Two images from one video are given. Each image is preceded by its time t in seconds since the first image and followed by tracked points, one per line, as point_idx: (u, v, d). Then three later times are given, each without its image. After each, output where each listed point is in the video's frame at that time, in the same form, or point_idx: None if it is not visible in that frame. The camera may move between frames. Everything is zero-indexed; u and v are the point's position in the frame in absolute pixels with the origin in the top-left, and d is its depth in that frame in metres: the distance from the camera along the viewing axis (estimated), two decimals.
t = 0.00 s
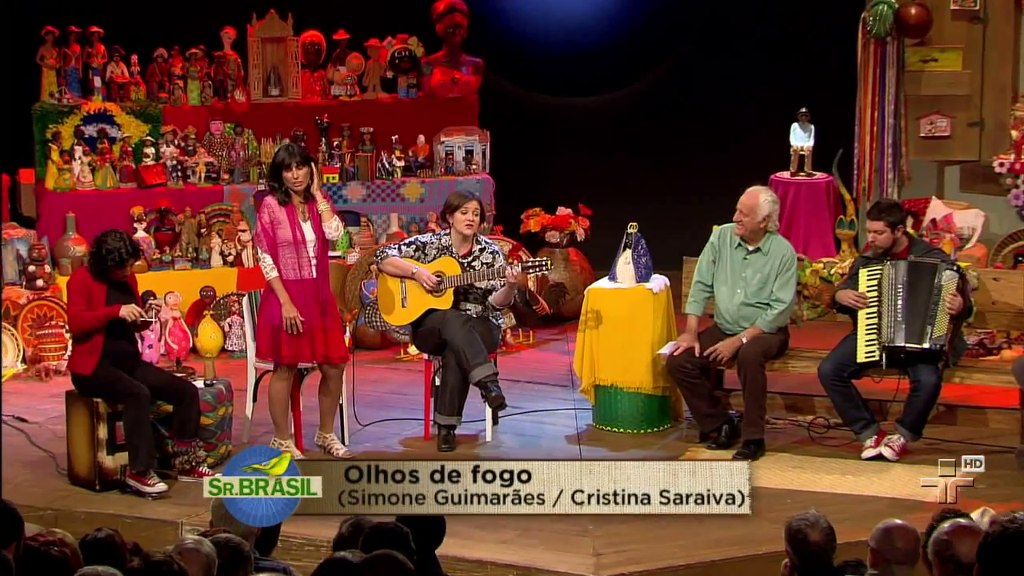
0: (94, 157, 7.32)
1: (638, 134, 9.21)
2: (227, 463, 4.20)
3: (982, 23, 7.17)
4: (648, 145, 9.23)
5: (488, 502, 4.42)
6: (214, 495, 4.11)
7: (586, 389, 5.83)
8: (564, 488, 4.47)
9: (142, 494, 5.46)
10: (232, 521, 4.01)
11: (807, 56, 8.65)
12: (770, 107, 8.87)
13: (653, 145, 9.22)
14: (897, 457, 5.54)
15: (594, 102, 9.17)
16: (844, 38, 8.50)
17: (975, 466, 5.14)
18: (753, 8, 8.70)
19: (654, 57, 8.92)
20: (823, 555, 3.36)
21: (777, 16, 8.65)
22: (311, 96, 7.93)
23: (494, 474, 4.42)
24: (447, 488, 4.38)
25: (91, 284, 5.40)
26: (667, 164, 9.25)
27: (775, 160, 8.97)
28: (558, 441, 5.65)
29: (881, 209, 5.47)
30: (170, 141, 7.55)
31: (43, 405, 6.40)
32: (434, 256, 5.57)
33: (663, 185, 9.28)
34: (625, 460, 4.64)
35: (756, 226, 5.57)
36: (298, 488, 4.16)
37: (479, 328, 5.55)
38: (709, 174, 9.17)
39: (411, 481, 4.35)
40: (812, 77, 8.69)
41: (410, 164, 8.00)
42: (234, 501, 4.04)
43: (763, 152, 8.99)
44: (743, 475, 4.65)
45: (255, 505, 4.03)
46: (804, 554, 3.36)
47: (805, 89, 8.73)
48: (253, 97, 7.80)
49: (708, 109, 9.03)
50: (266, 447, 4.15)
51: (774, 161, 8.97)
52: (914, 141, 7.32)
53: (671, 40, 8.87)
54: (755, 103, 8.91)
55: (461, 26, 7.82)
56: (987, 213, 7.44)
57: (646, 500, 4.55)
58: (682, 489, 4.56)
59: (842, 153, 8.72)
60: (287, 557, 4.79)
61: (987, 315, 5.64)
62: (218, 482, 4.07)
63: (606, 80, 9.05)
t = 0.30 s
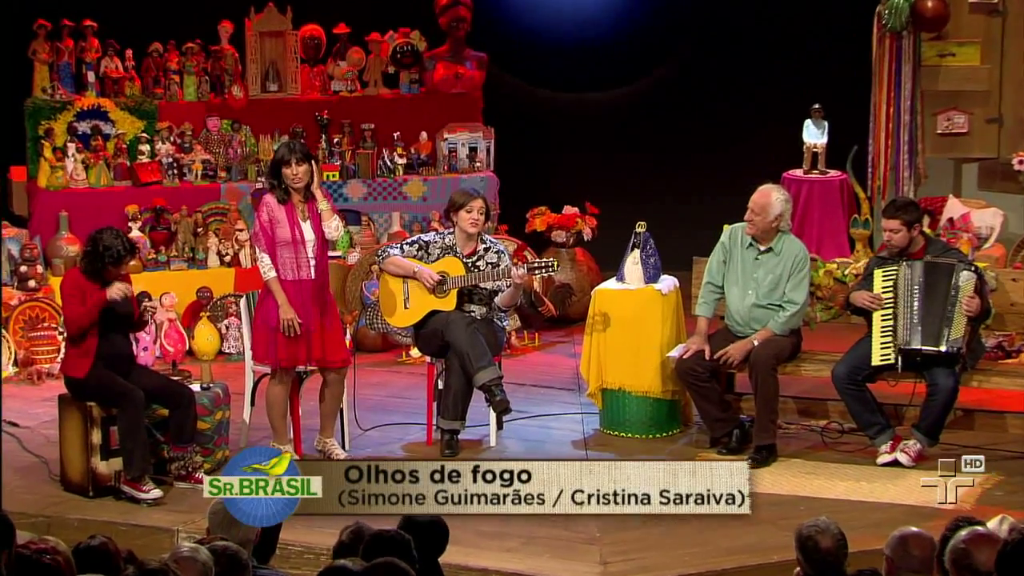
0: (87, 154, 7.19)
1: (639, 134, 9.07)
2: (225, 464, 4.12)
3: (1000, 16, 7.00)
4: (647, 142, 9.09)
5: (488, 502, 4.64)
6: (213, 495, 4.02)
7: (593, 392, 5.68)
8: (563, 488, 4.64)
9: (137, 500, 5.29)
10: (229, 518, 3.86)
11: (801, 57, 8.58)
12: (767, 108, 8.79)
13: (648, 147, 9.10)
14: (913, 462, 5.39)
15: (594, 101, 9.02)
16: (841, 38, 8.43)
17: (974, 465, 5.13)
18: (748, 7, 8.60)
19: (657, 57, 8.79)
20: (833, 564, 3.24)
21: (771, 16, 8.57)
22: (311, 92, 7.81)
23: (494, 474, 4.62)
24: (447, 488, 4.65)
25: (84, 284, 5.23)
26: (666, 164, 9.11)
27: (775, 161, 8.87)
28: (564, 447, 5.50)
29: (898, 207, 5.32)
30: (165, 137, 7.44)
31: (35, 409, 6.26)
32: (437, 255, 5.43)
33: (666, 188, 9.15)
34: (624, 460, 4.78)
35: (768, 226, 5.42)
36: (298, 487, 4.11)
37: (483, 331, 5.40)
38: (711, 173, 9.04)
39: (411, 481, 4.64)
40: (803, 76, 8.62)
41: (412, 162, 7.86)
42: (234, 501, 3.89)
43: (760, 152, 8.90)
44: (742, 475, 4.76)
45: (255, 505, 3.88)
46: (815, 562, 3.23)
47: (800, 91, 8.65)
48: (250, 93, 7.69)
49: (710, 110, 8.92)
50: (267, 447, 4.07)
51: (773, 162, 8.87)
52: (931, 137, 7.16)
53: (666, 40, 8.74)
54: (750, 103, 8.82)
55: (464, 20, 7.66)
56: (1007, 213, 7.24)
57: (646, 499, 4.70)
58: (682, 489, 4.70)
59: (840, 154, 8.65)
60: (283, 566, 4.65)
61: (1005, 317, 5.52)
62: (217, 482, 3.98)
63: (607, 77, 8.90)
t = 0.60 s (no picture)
0: (80, 151, 7.05)
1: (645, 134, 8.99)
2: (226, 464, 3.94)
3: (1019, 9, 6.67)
4: (646, 140, 9.01)
5: (488, 502, 4.52)
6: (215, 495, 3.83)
7: (600, 397, 5.53)
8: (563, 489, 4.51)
9: (132, 507, 5.15)
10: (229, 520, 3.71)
11: (802, 55, 8.43)
12: (771, 106, 8.63)
13: (655, 149, 9.00)
14: (930, 469, 5.22)
15: (595, 100, 9.02)
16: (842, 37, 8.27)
17: (976, 465, 4.99)
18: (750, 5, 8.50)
19: (661, 55, 8.74)
20: (841, 570, 3.14)
21: (773, 14, 8.45)
22: (311, 88, 7.68)
23: (494, 474, 4.51)
24: (447, 488, 4.56)
25: (76, 284, 5.07)
26: (673, 163, 8.98)
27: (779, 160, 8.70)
28: (571, 453, 5.34)
29: (914, 206, 5.16)
30: (161, 135, 7.27)
31: (27, 414, 6.11)
32: (440, 256, 5.27)
33: (674, 183, 9.00)
34: (625, 459, 4.65)
35: (780, 225, 5.26)
36: (298, 487, 3.89)
37: (488, 332, 5.25)
38: (713, 171, 8.89)
39: (411, 481, 4.55)
40: (812, 75, 8.44)
41: (415, 160, 7.71)
42: (234, 501, 3.73)
43: (763, 151, 8.73)
44: (743, 475, 4.66)
45: (255, 505, 3.73)
46: (823, 570, 3.14)
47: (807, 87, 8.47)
48: (248, 89, 7.56)
49: (721, 109, 8.77)
50: (266, 447, 3.89)
51: (776, 161, 8.70)
52: (948, 134, 6.86)
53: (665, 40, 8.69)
54: (753, 102, 8.67)
55: (468, 14, 7.51)
56: None
57: (646, 500, 4.57)
58: (682, 489, 4.58)
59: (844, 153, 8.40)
60: None
61: None
62: (216, 482, 3.80)
63: (607, 72, 8.89)
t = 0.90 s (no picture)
0: (75, 149, 6.91)
1: (646, 136, 9.11)
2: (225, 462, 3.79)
3: None
4: (647, 141, 9.12)
5: (488, 502, 4.43)
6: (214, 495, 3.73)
7: (608, 402, 5.38)
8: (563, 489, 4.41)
9: (127, 516, 5.00)
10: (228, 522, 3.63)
11: (805, 57, 8.53)
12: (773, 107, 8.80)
13: (659, 150, 9.11)
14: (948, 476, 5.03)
15: (597, 100, 9.12)
16: (847, 39, 8.35)
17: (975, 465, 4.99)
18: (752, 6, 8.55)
19: (664, 57, 8.77)
20: None
21: (774, 16, 8.53)
22: (311, 84, 7.56)
23: (494, 474, 4.41)
24: (447, 488, 4.48)
25: (70, 286, 4.92)
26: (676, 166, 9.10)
27: (785, 158, 8.80)
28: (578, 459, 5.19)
29: (931, 206, 5.00)
30: (157, 132, 7.15)
31: (18, 419, 5.97)
32: (444, 257, 5.13)
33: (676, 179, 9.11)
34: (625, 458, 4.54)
35: (794, 226, 5.11)
36: (299, 488, 3.74)
37: (493, 336, 5.10)
38: (718, 172, 9.01)
39: (411, 481, 4.47)
40: (818, 76, 8.52)
41: (417, 159, 7.61)
42: (234, 501, 3.64)
43: (767, 150, 8.83)
44: (743, 475, 4.53)
45: (255, 505, 3.64)
46: None
47: (811, 88, 8.57)
48: (246, 86, 7.44)
49: (722, 110, 8.87)
50: (267, 446, 3.73)
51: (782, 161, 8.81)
52: (966, 131, 6.74)
53: (668, 41, 8.68)
54: (757, 101, 8.76)
55: (473, 7, 7.41)
56: None
57: (646, 499, 4.46)
58: (682, 489, 4.45)
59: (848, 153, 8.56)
60: None
61: None
62: (216, 482, 3.69)
63: (609, 71, 8.91)
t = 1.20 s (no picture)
0: (68, 148, 6.84)
1: (645, 135, 8.98)
2: (228, 463, 4.38)
3: None
4: (649, 142, 8.98)
5: (488, 502, 4.52)
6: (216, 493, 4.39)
7: (617, 407, 5.23)
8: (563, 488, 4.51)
9: (121, 524, 4.86)
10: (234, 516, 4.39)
11: (809, 56, 8.44)
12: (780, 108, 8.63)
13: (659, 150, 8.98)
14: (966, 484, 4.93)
15: (598, 100, 8.98)
16: (852, 37, 8.28)
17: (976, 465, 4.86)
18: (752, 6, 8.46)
19: (665, 58, 8.74)
20: None
21: (775, 16, 8.44)
22: (312, 81, 7.44)
23: (494, 474, 4.51)
24: (447, 488, 4.56)
25: (64, 288, 4.79)
26: (676, 166, 8.98)
27: (791, 159, 8.69)
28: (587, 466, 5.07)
29: (951, 206, 4.85)
30: (154, 130, 7.10)
31: (10, 424, 5.84)
32: (449, 258, 5.00)
33: (680, 179, 8.99)
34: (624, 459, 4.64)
35: (808, 226, 4.97)
36: (298, 487, 4.43)
37: (498, 339, 4.96)
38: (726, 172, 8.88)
39: (411, 481, 4.55)
40: (823, 75, 8.43)
41: (421, 156, 7.46)
42: (235, 501, 4.40)
43: (772, 151, 8.73)
44: (743, 475, 4.62)
45: (255, 505, 4.38)
46: None
47: (818, 87, 8.48)
48: (244, 82, 7.35)
49: (723, 111, 8.76)
50: (267, 448, 4.32)
51: (789, 162, 8.70)
52: (988, 129, 6.84)
53: (670, 45, 8.69)
54: (757, 102, 8.66)
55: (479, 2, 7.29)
56: None
57: (646, 499, 4.57)
58: (681, 489, 4.57)
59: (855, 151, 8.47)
60: None
61: None
62: (218, 482, 4.33)
63: (608, 73, 8.87)
